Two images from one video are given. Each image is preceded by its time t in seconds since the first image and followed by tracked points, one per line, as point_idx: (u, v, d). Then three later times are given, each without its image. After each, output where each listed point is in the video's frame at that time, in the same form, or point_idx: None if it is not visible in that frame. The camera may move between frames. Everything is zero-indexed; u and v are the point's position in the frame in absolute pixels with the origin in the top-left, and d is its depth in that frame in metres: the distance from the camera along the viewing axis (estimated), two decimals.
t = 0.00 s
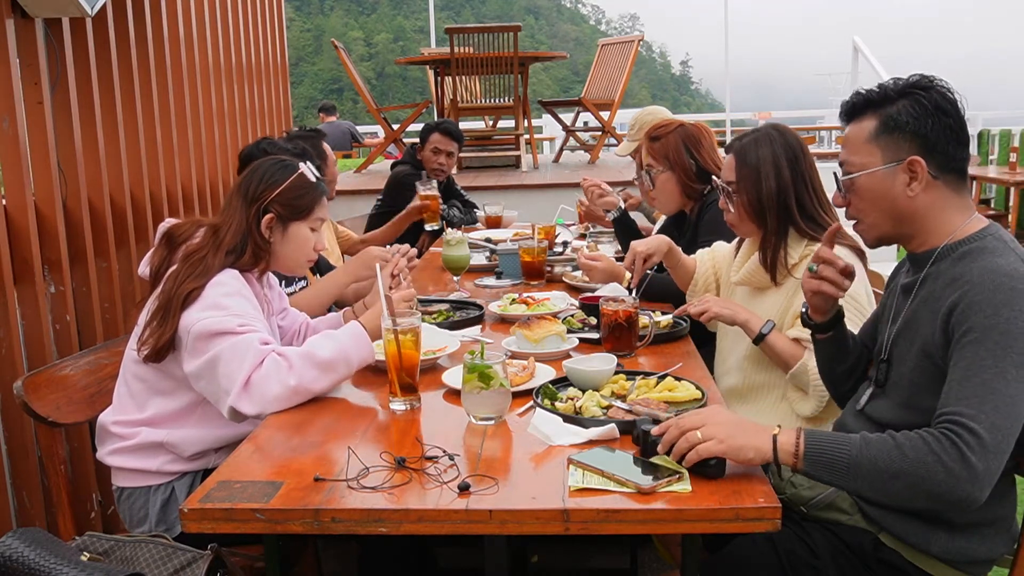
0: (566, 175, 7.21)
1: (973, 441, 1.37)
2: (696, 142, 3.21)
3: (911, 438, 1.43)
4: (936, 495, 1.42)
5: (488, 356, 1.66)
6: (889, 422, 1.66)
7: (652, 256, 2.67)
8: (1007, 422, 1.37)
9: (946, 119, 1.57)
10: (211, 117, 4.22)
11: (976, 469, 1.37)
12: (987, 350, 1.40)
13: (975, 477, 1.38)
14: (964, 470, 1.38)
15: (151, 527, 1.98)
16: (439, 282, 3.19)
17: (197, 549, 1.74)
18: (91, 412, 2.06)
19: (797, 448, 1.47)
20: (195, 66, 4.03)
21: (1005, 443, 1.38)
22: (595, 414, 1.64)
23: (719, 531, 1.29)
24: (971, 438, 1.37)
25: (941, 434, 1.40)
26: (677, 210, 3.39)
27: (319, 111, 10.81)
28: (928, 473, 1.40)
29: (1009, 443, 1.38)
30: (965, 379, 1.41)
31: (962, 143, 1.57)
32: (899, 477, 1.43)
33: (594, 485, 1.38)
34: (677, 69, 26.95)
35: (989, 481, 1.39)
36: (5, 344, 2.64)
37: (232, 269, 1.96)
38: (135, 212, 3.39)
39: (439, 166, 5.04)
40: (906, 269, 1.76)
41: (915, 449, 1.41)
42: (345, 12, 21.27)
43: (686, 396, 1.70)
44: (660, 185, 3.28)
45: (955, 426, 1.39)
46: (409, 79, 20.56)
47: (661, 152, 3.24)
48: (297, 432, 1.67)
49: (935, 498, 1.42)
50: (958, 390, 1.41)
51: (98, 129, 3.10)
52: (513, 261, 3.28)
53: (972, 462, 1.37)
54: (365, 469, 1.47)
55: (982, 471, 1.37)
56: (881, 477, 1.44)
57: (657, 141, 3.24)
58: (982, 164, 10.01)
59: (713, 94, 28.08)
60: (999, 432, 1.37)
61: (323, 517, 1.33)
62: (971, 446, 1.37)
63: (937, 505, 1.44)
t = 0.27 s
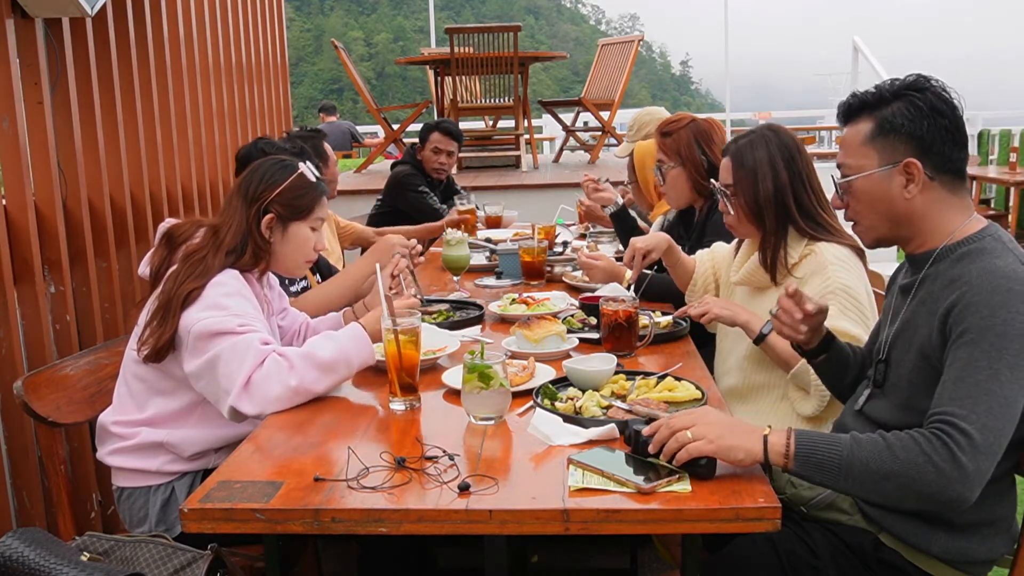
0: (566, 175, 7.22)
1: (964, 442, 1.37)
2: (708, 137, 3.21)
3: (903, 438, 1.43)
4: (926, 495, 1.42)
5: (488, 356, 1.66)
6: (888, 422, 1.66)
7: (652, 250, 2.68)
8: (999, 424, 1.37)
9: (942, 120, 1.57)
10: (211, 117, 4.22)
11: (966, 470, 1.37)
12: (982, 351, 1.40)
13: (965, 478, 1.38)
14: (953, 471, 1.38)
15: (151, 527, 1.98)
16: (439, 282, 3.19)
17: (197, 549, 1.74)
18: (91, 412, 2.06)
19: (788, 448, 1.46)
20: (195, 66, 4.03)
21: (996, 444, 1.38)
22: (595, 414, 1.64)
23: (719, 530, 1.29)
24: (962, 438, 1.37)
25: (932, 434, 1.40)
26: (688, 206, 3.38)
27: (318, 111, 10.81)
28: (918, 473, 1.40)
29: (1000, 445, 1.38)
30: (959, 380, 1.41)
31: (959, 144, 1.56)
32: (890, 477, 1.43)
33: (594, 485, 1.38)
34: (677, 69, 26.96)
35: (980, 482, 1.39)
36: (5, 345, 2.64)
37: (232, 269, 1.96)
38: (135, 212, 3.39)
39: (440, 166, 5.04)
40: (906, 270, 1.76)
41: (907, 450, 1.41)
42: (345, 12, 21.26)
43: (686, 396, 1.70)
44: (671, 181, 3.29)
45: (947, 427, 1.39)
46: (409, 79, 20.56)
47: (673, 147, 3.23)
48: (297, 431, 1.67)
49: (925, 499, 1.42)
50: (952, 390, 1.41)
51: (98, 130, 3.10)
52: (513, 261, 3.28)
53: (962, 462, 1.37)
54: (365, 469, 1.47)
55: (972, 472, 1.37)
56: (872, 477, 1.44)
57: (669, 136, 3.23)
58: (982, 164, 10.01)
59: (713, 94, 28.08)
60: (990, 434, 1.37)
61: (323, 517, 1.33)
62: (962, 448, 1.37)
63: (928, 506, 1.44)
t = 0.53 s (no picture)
0: (566, 175, 7.22)
1: (965, 443, 1.37)
2: (715, 135, 3.18)
3: (904, 438, 1.43)
4: (928, 495, 1.42)
5: (488, 356, 1.66)
6: (887, 422, 1.66)
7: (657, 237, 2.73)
8: (1000, 424, 1.37)
9: (941, 119, 1.57)
10: (211, 117, 4.22)
11: (968, 470, 1.37)
12: (982, 352, 1.40)
13: (967, 478, 1.38)
14: (955, 471, 1.38)
15: (151, 528, 1.98)
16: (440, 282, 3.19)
17: (197, 549, 1.74)
18: (91, 412, 2.06)
19: (789, 446, 1.46)
20: (196, 66, 4.03)
21: (998, 444, 1.38)
22: (595, 414, 1.64)
23: (719, 530, 1.29)
24: (964, 439, 1.37)
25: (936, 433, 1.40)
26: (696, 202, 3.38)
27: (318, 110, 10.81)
28: (920, 473, 1.40)
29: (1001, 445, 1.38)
30: (959, 380, 1.41)
31: (958, 143, 1.57)
32: (892, 477, 1.43)
33: (594, 485, 1.38)
34: (677, 69, 26.95)
35: (981, 482, 1.40)
36: (5, 345, 2.64)
37: (231, 269, 1.96)
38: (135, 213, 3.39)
39: (440, 165, 5.04)
40: (902, 271, 1.76)
41: (909, 450, 1.41)
42: (345, 12, 21.26)
43: (686, 396, 1.70)
44: (676, 176, 3.30)
45: (948, 427, 1.39)
46: (409, 79, 20.56)
47: (680, 143, 3.23)
48: (297, 431, 1.67)
49: (926, 499, 1.42)
50: (952, 391, 1.41)
51: (98, 130, 3.10)
52: (513, 261, 3.28)
53: (964, 462, 1.37)
54: (365, 469, 1.47)
55: (974, 472, 1.37)
56: (873, 477, 1.44)
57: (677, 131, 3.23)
58: (982, 164, 10.00)
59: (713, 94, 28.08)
60: (991, 434, 1.37)
61: (323, 517, 1.33)
62: (964, 448, 1.37)
63: (929, 506, 1.44)
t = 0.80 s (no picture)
0: (566, 175, 7.21)
1: (971, 444, 1.36)
2: (717, 135, 3.18)
3: (909, 438, 1.43)
4: (933, 495, 1.41)
5: (488, 356, 1.66)
6: (889, 423, 1.66)
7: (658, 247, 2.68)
8: (1004, 424, 1.37)
9: (943, 119, 1.57)
10: (210, 117, 4.22)
11: (974, 471, 1.37)
12: (985, 351, 1.40)
13: (973, 479, 1.38)
14: (962, 472, 1.37)
15: (150, 528, 1.97)
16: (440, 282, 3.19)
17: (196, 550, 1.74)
18: (91, 412, 2.05)
19: (795, 445, 1.46)
20: (195, 66, 4.02)
21: (1004, 444, 1.38)
22: (595, 414, 1.64)
23: (720, 531, 1.29)
24: (970, 440, 1.36)
25: (941, 436, 1.39)
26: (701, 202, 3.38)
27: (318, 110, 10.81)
28: (926, 474, 1.40)
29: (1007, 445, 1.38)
30: (962, 380, 1.40)
31: (958, 142, 1.57)
32: (897, 477, 1.42)
33: (594, 486, 1.37)
34: (677, 69, 26.95)
35: (987, 483, 1.39)
36: (4, 345, 2.64)
37: (230, 269, 1.96)
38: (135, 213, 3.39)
39: (440, 165, 5.04)
40: (900, 272, 1.76)
41: (914, 450, 1.41)
42: (345, 12, 21.26)
43: (686, 396, 1.70)
44: (680, 175, 3.30)
45: (953, 428, 1.38)
46: (409, 79, 20.55)
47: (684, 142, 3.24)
48: (297, 431, 1.67)
49: (932, 499, 1.41)
50: (955, 391, 1.41)
51: (98, 130, 3.10)
52: (513, 261, 3.28)
53: (971, 463, 1.37)
54: (364, 469, 1.47)
55: (980, 472, 1.37)
56: (879, 477, 1.43)
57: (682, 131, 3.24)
58: (983, 164, 10.00)
59: (713, 94, 28.07)
60: (996, 434, 1.37)
61: (323, 517, 1.32)
62: (970, 448, 1.36)
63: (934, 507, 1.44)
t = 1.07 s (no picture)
0: (566, 175, 7.22)
1: (971, 446, 1.37)
2: (726, 134, 3.19)
3: (911, 436, 1.43)
4: (933, 495, 1.41)
5: (488, 356, 1.66)
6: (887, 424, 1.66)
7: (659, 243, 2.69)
8: (1003, 426, 1.38)
9: (933, 122, 1.58)
10: (211, 117, 4.22)
11: (973, 473, 1.37)
12: (982, 353, 1.40)
13: (972, 480, 1.38)
14: (961, 473, 1.38)
15: (150, 528, 1.98)
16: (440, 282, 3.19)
17: (197, 549, 1.74)
18: (91, 412, 2.05)
19: (798, 439, 1.48)
20: (196, 66, 4.03)
21: (1002, 445, 1.38)
22: (595, 414, 1.64)
23: (719, 530, 1.29)
24: (970, 442, 1.37)
25: (942, 439, 1.39)
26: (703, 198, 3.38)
27: (318, 110, 10.82)
28: (926, 474, 1.40)
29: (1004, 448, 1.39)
30: (960, 381, 1.41)
31: (949, 144, 1.58)
32: (897, 475, 1.42)
33: (594, 485, 1.38)
34: (677, 69, 26.95)
35: (987, 483, 1.40)
36: (5, 345, 2.64)
37: (230, 270, 1.96)
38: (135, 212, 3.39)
39: (439, 165, 5.04)
40: (893, 273, 1.76)
41: (916, 450, 1.41)
42: (345, 12, 21.26)
43: (686, 396, 1.71)
44: (687, 173, 3.27)
45: (953, 430, 1.39)
46: (409, 79, 20.55)
47: (690, 141, 3.24)
48: (297, 431, 1.67)
49: (931, 499, 1.42)
50: (953, 392, 1.41)
51: (99, 129, 3.10)
52: (513, 261, 3.28)
53: (971, 465, 1.37)
54: (365, 469, 1.47)
55: (979, 474, 1.37)
56: (880, 475, 1.44)
57: (688, 129, 3.24)
58: (983, 164, 10.00)
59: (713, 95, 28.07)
60: (994, 436, 1.37)
61: (323, 516, 1.33)
62: (970, 450, 1.37)
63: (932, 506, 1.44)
